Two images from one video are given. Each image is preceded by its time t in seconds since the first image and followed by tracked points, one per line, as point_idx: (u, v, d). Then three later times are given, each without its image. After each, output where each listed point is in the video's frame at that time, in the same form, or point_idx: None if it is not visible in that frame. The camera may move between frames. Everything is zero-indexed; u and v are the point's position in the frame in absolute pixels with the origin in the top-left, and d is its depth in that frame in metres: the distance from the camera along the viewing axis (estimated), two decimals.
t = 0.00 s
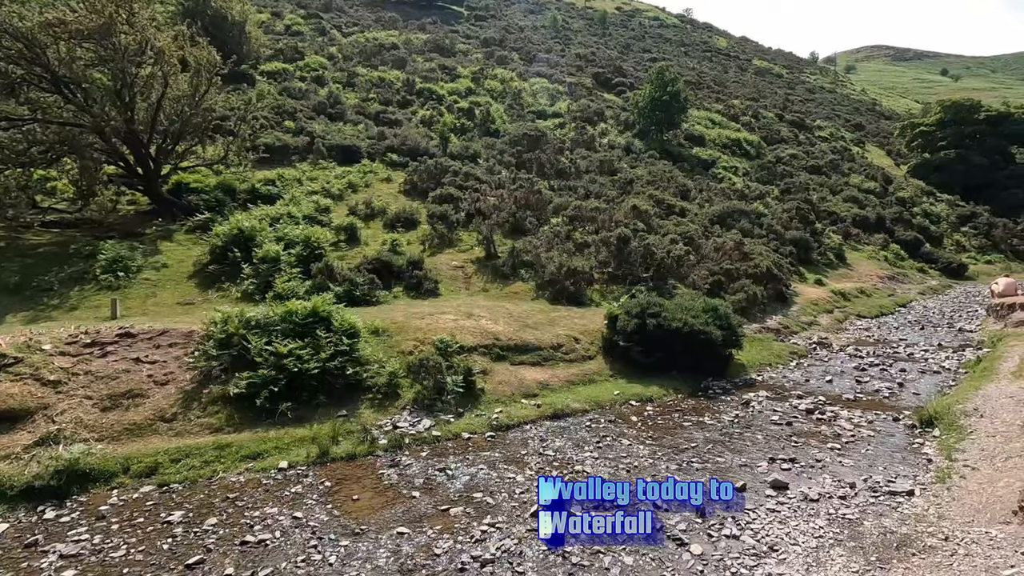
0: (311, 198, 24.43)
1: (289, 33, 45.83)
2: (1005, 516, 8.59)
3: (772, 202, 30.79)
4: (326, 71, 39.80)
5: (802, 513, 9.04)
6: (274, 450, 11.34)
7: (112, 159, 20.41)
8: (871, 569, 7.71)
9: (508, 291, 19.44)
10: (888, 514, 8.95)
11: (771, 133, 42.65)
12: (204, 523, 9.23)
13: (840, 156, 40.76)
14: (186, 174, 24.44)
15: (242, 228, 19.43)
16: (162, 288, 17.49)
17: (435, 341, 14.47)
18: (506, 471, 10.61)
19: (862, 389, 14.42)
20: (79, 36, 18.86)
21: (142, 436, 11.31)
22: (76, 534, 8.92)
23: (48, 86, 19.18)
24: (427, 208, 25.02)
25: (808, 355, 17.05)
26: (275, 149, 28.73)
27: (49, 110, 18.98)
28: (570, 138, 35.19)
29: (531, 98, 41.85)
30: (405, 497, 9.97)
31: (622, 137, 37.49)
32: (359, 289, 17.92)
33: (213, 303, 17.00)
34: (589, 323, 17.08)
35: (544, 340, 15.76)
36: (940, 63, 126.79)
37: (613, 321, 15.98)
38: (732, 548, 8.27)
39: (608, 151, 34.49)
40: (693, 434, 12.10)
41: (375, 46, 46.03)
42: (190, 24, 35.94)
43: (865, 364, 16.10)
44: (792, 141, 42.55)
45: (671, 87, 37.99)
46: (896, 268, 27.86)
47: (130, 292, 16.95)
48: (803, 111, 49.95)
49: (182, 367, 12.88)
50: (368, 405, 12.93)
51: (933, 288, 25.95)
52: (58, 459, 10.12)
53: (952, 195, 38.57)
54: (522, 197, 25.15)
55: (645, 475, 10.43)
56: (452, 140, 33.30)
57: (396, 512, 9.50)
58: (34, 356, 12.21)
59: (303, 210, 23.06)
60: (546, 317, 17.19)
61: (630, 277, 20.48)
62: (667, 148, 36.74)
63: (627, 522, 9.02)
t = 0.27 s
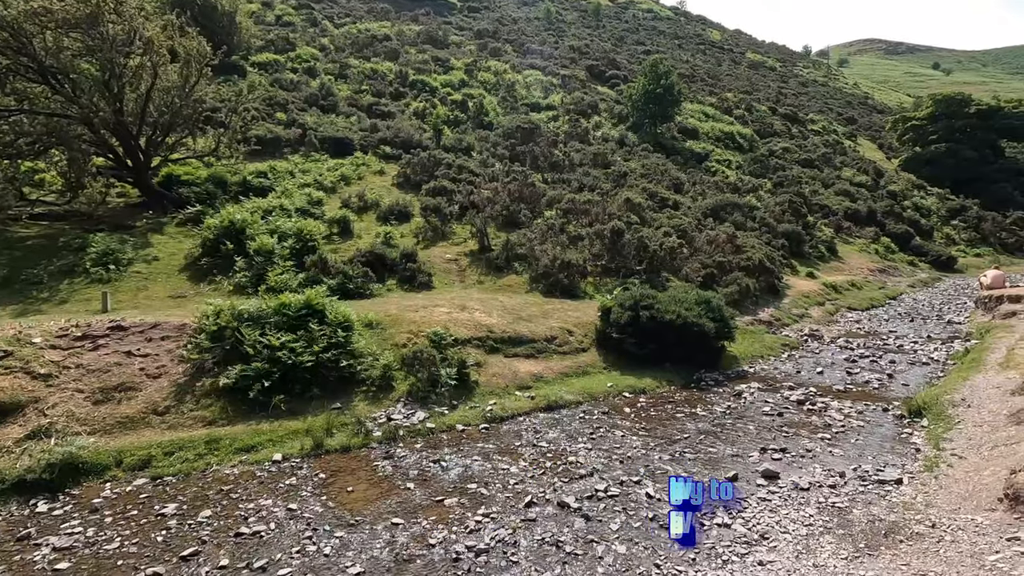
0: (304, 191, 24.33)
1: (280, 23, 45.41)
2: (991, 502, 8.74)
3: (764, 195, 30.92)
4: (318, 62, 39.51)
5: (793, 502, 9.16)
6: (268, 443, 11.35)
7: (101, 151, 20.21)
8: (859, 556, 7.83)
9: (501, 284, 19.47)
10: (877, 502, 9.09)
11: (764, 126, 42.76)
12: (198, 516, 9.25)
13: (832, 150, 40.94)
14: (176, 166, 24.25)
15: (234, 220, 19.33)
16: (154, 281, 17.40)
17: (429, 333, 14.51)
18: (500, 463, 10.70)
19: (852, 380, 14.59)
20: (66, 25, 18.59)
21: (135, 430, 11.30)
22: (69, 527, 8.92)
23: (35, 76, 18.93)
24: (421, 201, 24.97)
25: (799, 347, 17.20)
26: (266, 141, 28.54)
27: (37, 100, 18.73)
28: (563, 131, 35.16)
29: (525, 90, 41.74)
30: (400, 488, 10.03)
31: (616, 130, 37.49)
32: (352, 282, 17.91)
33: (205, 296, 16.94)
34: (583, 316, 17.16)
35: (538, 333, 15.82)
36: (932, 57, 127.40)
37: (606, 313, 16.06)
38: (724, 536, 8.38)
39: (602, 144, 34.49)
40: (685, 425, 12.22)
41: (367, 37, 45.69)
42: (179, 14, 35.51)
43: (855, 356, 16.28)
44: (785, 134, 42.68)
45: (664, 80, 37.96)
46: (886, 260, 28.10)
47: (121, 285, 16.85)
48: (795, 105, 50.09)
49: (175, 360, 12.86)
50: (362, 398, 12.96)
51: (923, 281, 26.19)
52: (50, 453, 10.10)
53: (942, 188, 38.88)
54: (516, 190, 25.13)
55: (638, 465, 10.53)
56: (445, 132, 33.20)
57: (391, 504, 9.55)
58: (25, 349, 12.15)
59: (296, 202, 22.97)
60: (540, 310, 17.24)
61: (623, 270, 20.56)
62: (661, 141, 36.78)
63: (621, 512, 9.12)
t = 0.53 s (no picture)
0: (296, 184, 24.23)
1: (272, 15, 45.00)
2: (977, 490, 8.87)
3: (757, 188, 31.04)
4: (310, 54, 39.22)
5: (784, 492, 9.27)
6: (262, 436, 11.36)
7: (90, 143, 20.04)
8: (848, 544, 7.94)
9: (495, 277, 19.49)
10: (866, 491, 9.21)
11: (758, 120, 42.84)
12: (192, 508, 9.26)
13: (825, 143, 41.08)
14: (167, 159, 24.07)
15: (226, 213, 19.24)
16: (145, 274, 17.32)
17: (423, 327, 14.54)
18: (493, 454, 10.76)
19: (842, 372, 14.74)
20: (53, 15, 18.40)
21: (128, 423, 11.28)
22: (62, 520, 8.90)
23: (23, 67, 18.73)
24: (414, 194, 24.92)
25: (791, 339, 17.33)
26: (258, 134, 28.35)
27: (24, 91, 18.54)
28: (557, 124, 35.11)
29: (519, 83, 41.63)
30: (394, 480, 10.08)
31: (610, 124, 37.48)
32: (346, 276, 17.89)
33: (197, 289, 16.88)
34: (576, 309, 17.21)
35: (531, 326, 15.87)
36: (924, 51, 127.84)
37: (599, 306, 16.12)
38: (715, 526, 8.48)
39: (596, 137, 34.48)
40: (678, 417, 12.32)
41: (360, 29, 45.37)
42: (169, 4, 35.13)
43: (846, 348, 16.42)
44: (778, 128, 42.79)
45: (658, 73, 37.94)
46: (878, 254, 28.29)
47: (111, 279, 16.76)
48: (789, 98, 50.21)
49: (167, 354, 12.83)
50: (355, 391, 12.98)
51: (913, 275, 26.39)
52: (42, 447, 10.07)
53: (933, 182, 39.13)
54: (510, 183, 25.10)
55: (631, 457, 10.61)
56: (438, 125, 33.09)
57: (385, 495, 9.59)
58: (15, 343, 12.09)
59: (288, 195, 22.88)
60: (534, 303, 17.28)
61: (616, 263, 20.62)
62: (655, 134, 36.78)
63: (614, 502, 9.21)
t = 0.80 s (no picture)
0: (288, 176, 24.10)
1: (262, 5, 44.52)
2: (963, 478, 9.00)
3: (749, 181, 31.17)
4: (301, 45, 38.90)
5: (773, 481, 9.38)
6: (254, 428, 11.36)
7: (77, 135, 19.82)
8: (837, 531, 8.05)
9: (488, 270, 19.51)
10: (855, 480, 9.33)
11: (750, 113, 42.93)
12: (185, 501, 9.26)
13: (817, 137, 41.27)
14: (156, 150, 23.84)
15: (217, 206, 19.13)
16: (135, 268, 17.20)
17: (416, 319, 14.55)
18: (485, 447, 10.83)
19: (833, 363, 14.89)
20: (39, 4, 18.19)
21: (119, 416, 11.24)
22: (54, 514, 8.88)
23: (8, 56, 18.50)
24: (407, 187, 24.84)
25: (782, 331, 17.47)
26: (248, 126, 28.14)
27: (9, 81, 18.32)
28: (550, 116, 35.06)
29: (512, 76, 41.49)
30: (387, 472, 10.11)
31: (603, 116, 37.45)
32: (338, 268, 17.85)
33: (188, 282, 16.79)
34: (569, 301, 17.25)
35: (525, 318, 15.91)
36: (916, 45, 128.45)
37: (592, 299, 16.18)
38: (706, 515, 8.57)
39: (589, 130, 34.47)
40: (670, 408, 12.41)
41: (351, 19, 45.00)
42: None
43: (836, 340, 16.58)
44: (771, 121, 42.91)
45: (651, 66, 37.93)
46: (868, 247, 28.51)
47: (101, 272, 16.64)
48: (781, 92, 50.32)
49: (158, 347, 12.79)
50: (349, 383, 12.99)
51: (903, 267, 26.63)
52: (32, 440, 10.02)
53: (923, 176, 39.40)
54: (503, 175, 25.07)
55: (623, 449, 10.69)
56: (431, 117, 32.97)
57: (378, 487, 9.62)
58: (4, 337, 12.00)
59: (280, 188, 22.76)
60: (527, 295, 17.31)
61: (609, 256, 20.67)
62: (648, 127, 36.79)
63: (606, 492, 9.29)
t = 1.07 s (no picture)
0: (278, 167, 23.93)
1: None
2: (948, 465, 9.14)
3: (741, 173, 31.27)
4: (291, 34, 38.50)
5: (762, 469, 9.50)
6: (246, 420, 11.35)
7: (63, 125, 19.57)
8: (824, 518, 8.18)
9: (481, 262, 19.51)
10: (842, 468, 9.47)
11: (742, 105, 43.00)
12: (177, 492, 9.25)
13: (808, 129, 41.41)
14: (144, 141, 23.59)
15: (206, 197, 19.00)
16: (123, 259, 17.07)
17: (408, 311, 14.55)
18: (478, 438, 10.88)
19: (822, 353, 15.04)
20: None
21: (109, 409, 11.19)
22: (44, 506, 8.86)
23: None
24: (399, 178, 24.74)
25: (772, 322, 17.61)
26: (238, 116, 27.88)
27: None
28: (542, 108, 34.97)
29: (504, 66, 41.30)
30: (380, 463, 10.15)
31: (596, 108, 37.40)
32: (330, 260, 17.79)
33: (177, 274, 16.69)
34: (562, 293, 17.30)
35: (517, 310, 15.95)
36: (907, 38, 128.85)
37: (584, 291, 16.23)
38: (696, 502, 8.67)
39: (581, 121, 34.42)
40: (661, 398, 12.51)
41: (342, 8, 44.56)
42: None
43: (826, 330, 16.74)
44: (763, 113, 42.99)
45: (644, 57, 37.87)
46: (857, 239, 28.72)
47: (89, 264, 16.50)
48: (773, 84, 50.41)
49: (147, 339, 12.73)
50: (341, 374, 13.00)
51: (892, 259, 26.86)
52: (20, 433, 9.96)
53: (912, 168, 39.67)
54: (495, 167, 25.02)
55: (615, 438, 10.77)
56: (423, 108, 32.80)
57: (371, 478, 9.66)
58: None
59: (270, 179, 22.61)
60: (520, 287, 17.33)
61: (602, 247, 20.71)
62: (640, 119, 36.77)
63: (598, 481, 9.38)
